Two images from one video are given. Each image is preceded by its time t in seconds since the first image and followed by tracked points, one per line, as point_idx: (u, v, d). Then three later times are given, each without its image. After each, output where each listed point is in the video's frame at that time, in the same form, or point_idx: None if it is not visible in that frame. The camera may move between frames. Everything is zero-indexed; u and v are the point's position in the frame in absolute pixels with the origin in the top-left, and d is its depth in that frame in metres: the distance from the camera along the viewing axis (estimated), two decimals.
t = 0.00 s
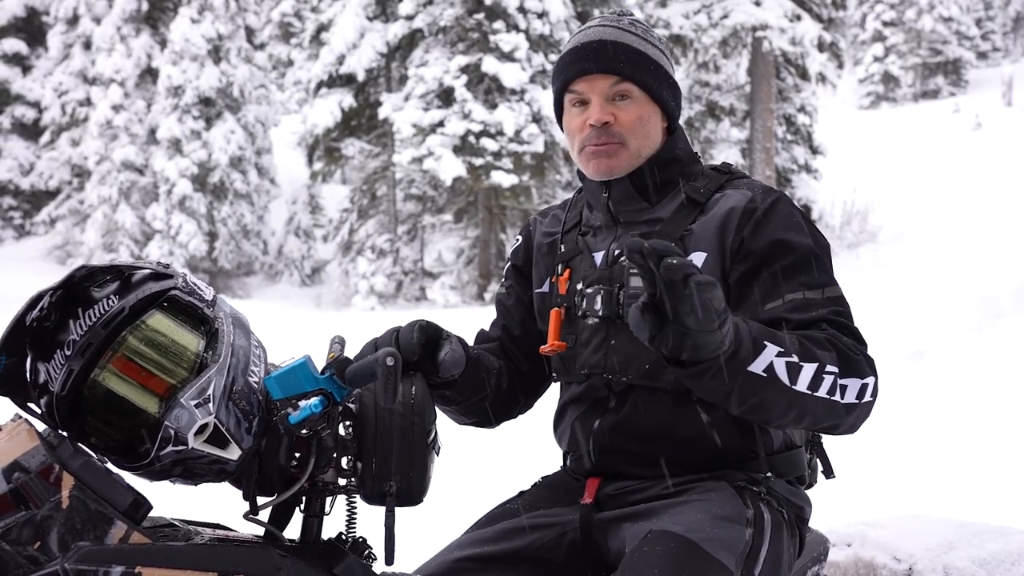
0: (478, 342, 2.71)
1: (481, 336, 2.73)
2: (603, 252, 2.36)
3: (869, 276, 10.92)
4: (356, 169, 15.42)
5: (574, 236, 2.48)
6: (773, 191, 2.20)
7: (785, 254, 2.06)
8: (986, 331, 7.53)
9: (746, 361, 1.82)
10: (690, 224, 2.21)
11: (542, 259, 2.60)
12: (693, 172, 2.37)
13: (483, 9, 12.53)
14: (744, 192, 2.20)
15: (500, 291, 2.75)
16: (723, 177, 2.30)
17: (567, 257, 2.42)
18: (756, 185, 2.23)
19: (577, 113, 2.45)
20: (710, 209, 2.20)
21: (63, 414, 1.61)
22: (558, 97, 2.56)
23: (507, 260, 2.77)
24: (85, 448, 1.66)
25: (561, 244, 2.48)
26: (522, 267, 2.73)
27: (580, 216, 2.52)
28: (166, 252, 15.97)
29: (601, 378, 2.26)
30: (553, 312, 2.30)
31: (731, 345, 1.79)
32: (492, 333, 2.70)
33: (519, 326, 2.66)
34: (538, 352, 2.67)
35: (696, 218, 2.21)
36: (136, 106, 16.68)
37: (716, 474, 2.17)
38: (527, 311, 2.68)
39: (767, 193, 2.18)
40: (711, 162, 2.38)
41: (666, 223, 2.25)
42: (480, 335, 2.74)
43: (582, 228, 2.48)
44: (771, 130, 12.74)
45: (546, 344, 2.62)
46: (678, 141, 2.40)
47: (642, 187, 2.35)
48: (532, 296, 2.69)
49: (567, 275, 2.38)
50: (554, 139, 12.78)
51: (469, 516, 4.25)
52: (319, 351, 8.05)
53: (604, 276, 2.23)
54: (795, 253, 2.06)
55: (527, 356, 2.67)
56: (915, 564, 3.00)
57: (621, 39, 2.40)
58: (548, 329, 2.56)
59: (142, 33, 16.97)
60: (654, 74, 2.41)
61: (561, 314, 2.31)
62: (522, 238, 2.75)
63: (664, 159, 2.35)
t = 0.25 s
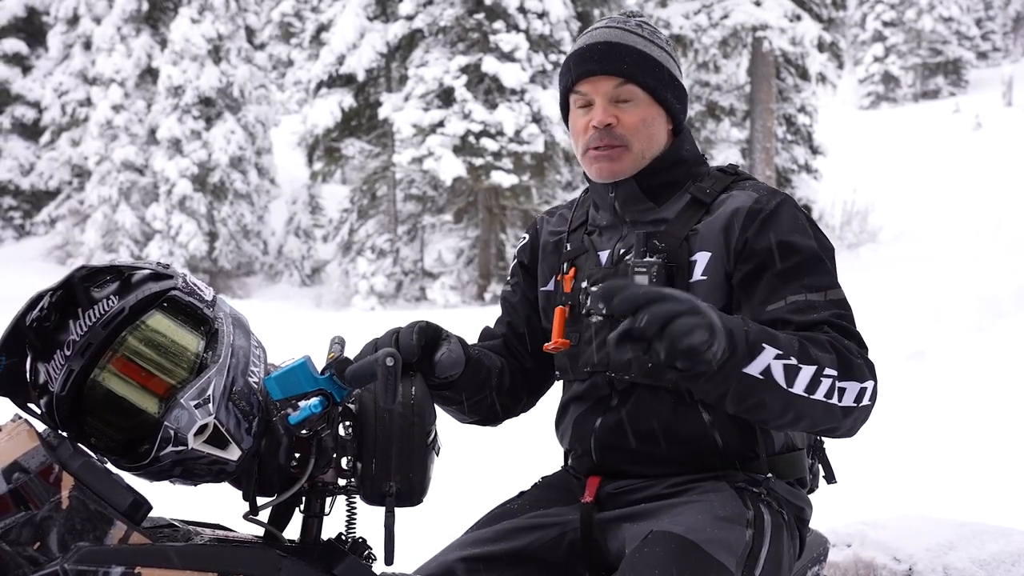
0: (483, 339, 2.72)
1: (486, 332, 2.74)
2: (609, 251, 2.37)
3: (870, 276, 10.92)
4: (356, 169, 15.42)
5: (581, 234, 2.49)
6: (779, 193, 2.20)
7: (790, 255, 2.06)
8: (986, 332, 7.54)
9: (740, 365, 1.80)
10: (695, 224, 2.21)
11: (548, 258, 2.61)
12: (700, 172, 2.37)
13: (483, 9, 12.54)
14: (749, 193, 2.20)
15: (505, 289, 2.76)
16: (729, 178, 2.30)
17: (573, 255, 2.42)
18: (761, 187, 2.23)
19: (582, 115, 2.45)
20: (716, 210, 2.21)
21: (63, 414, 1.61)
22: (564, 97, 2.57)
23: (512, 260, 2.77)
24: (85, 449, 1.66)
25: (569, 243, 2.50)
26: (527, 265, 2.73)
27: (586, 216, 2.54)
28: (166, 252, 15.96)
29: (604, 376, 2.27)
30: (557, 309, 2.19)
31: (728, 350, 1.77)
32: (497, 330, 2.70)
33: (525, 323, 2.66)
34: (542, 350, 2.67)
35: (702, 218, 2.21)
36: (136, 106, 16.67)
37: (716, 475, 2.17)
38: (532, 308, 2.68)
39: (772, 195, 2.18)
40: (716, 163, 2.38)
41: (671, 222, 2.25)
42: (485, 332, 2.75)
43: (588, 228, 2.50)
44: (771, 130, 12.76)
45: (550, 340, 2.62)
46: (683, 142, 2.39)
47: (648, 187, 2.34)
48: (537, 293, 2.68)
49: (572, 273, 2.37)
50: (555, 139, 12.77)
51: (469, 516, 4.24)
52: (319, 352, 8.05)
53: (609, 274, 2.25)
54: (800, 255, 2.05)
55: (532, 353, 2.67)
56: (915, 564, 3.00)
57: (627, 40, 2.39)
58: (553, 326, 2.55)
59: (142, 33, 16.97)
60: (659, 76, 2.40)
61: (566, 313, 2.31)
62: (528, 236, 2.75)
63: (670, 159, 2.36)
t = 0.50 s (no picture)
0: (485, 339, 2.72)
1: (488, 332, 2.74)
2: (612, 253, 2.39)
3: (869, 278, 10.92)
4: (355, 172, 15.43)
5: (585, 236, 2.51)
6: (784, 197, 2.19)
7: (793, 258, 2.05)
8: (984, 333, 7.54)
9: (702, 346, 1.88)
10: (699, 226, 2.22)
11: (551, 258, 2.61)
12: (705, 176, 2.37)
13: (482, 11, 12.55)
14: (755, 197, 2.21)
15: (508, 289, 2.76)
16: (734, 183, 2.30)
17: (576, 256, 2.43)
18: (766, 191, 2.23)
19: (586, 114, 2.45)
20: (720, 214, 2.21)
21: (62, 416, 1.61)
22: (574, 93, 2.56)
23: (515, 261, 2.76)
24: (83, 451, 1.66)
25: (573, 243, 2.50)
26: (531, 266, 2.72)
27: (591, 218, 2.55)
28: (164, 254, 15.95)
29: (605, 377, 2.27)
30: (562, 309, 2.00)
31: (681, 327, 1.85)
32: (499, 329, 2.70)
33: (527, 324, 2.66)
34: (543, 350, 2.67)
35: (707, 221, 2.22)
36: (135, 108, 16.67)
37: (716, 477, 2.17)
38: (535, 308, 2.68)
39: (776, 199, 2.18)
40: (722, 167, 2.38)
41: (676, 225, 2.26)
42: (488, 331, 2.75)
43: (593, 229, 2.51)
44: (770, 132, 12.78)
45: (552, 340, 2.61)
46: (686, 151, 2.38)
47: (653, 190, 2.35)
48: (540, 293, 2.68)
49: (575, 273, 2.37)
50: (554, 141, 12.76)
51: (468, 518, 4.24)
52: (318, 354, 8.04)
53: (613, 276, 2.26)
54: (803, 258, 2.05)
55: (534, 354, 2.68)
56: (914, 566, 3.00)
57: (638, 43, 2.37)
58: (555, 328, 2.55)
59: (142, 36, 16.98)
60: (667, 82, 2.38)
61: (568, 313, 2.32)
62: (531, 236, 2.74)
63: (676, 163, 2.36)
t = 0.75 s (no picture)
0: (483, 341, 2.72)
1: (486, 334, 2.74)
2: (612, 252, 2.39)
3: (870, 278, 10.91)
4: (356, 172, 15.43)
5: (582, 235, 2.51)
6: (784, 196, 2.20)
7: (796, 260, 2.05)
8: (985, 333, 7.55)
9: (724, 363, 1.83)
10: (700, 226, 2.22)
11: (548, 258, 2.61)
12: (704, 176, 2.38)
13: (483, 11, 12.55)
14: (756, 197, 2.21)
15: (506, 291, 2.76)
16: (734, 182, 2.30)
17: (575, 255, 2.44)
18: (766, 191, 2.23)
19: (591, 106, 2.45)
20: (721, 213, 2.21)
21: (64, 415, 1.61)
22: (574, 88, 2.56)
23: (512, 262, 2.77)
24: (86, 450, 1.67)
25: (570, 243, 2.50)
26: (528, 268, 2.73)
27: (588, 216, 2.55)
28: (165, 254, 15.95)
29: (607, 377, 2.27)
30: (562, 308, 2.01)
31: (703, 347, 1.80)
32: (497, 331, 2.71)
33: (525, 326, 2.67)
34: (542, 351, 2.67)
35: (706, 221, 2.22)
36: (136, 108, 16.68)
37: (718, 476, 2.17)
38: (532, 309, 2.68)
39: (779, 199, 2.18)
40: (721, 166, 2.38)
41: (675, 224, 2.25)
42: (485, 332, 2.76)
43: (590, 228, 2.51)
44: (771, 132, 12.80)
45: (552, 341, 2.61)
46: (690, 144, 2.40)
47: (653, 187, 2.35)
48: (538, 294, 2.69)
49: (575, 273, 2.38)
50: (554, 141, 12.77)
51: (469, 518, 4.24)
52: (319, 354, 8.05)
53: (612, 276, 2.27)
54: (807, 259, 2.05)
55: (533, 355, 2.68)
56: (915, 566, 3.00)
57: (642, 34, 2.40)
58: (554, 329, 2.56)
59: (143, 36, 17.00)
60: (671, 72, 2.41)
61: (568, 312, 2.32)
62: (528, 238, 2.75)
63: (678, 159, 2.35)
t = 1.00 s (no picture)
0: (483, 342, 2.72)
1: (486, 335, 2.74)
2: (609, 255, 2.40)
3: (871, 279, 10.90)
4: (357, 173, 15.44)
5: (580, 237, 2.52)
6: (782, 199, 2.20)
7: (787, 262, 2.05)
8: (986, 335, 7.55)
9: (676, 366, 1.88)
10: (696, 228, 2.22)
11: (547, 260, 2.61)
12: (702, 177, 2.38)
13: (484, 12, 12.54)
14: (752, 198, 2.20)
15: (505, 293, 2.77)
16: (731, 184, 2.30)
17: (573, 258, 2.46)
18: (763, 192, 2.23)
19: (592, 108, 2.44)
20: (718, 215, 2.21)
21: (66, 416, 1.62)
22: (570, 92, 2.56)
23: (511, 263, 2.77)
24: (87, 452, 1.67)
25: (568, 245, 2.52)
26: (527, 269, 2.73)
27: (587, 219, 2.55)
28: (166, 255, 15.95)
29: (604, 380, 2.27)
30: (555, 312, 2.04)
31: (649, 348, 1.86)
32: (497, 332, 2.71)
33: (525, 328, 2.67)
34: (541, 352, 2.68)
35: (703, 223, 2.22)
36: (137, 109, 16.69)
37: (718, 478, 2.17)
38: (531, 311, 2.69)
39: (775, 201, 2.18)
40: (719, 168, 2.38)
41: (672, 227, 2.26)
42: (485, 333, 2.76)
43: (589, 230, 2.52)
44: (771, 133, 12.80)
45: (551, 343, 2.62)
46: (688, 145, 2.41)
47: (649, 191, 2.36)
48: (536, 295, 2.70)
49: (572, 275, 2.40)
50: (555, 142, 12.79)
51: (470, 520, 4.24)
52: (320, 355, 8.05)
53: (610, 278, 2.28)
54: (798, 261, 2.05)
55: (531, 357, 2.68)
56: (916, 567, 3.00)
57: (640, 35, 2.40)
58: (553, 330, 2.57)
59: (144, 37, 17.01)
60: (671, 74, 2.41)
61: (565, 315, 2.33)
62: (527, 239, 2.76)
63: (676, 162, 2.36)
